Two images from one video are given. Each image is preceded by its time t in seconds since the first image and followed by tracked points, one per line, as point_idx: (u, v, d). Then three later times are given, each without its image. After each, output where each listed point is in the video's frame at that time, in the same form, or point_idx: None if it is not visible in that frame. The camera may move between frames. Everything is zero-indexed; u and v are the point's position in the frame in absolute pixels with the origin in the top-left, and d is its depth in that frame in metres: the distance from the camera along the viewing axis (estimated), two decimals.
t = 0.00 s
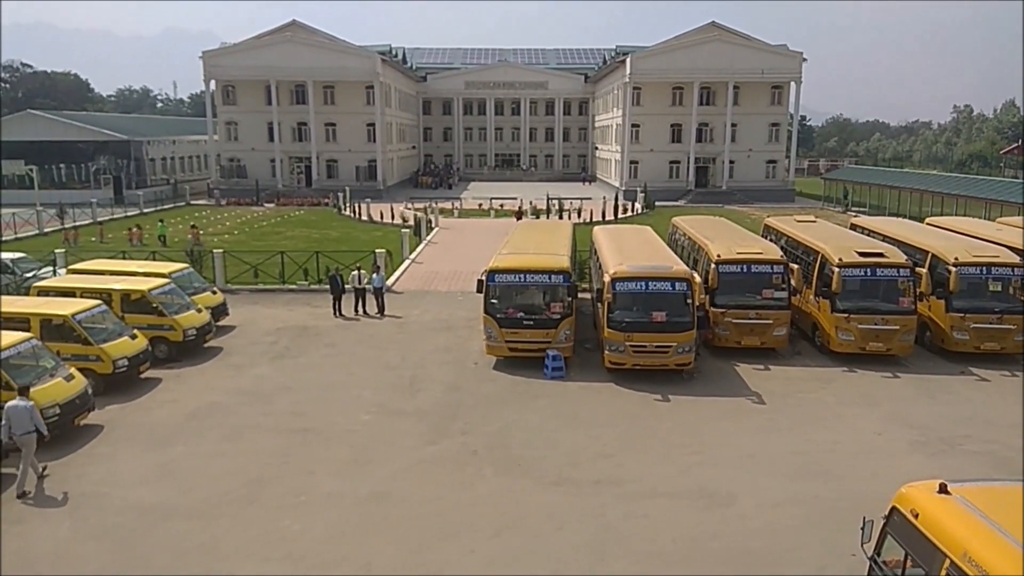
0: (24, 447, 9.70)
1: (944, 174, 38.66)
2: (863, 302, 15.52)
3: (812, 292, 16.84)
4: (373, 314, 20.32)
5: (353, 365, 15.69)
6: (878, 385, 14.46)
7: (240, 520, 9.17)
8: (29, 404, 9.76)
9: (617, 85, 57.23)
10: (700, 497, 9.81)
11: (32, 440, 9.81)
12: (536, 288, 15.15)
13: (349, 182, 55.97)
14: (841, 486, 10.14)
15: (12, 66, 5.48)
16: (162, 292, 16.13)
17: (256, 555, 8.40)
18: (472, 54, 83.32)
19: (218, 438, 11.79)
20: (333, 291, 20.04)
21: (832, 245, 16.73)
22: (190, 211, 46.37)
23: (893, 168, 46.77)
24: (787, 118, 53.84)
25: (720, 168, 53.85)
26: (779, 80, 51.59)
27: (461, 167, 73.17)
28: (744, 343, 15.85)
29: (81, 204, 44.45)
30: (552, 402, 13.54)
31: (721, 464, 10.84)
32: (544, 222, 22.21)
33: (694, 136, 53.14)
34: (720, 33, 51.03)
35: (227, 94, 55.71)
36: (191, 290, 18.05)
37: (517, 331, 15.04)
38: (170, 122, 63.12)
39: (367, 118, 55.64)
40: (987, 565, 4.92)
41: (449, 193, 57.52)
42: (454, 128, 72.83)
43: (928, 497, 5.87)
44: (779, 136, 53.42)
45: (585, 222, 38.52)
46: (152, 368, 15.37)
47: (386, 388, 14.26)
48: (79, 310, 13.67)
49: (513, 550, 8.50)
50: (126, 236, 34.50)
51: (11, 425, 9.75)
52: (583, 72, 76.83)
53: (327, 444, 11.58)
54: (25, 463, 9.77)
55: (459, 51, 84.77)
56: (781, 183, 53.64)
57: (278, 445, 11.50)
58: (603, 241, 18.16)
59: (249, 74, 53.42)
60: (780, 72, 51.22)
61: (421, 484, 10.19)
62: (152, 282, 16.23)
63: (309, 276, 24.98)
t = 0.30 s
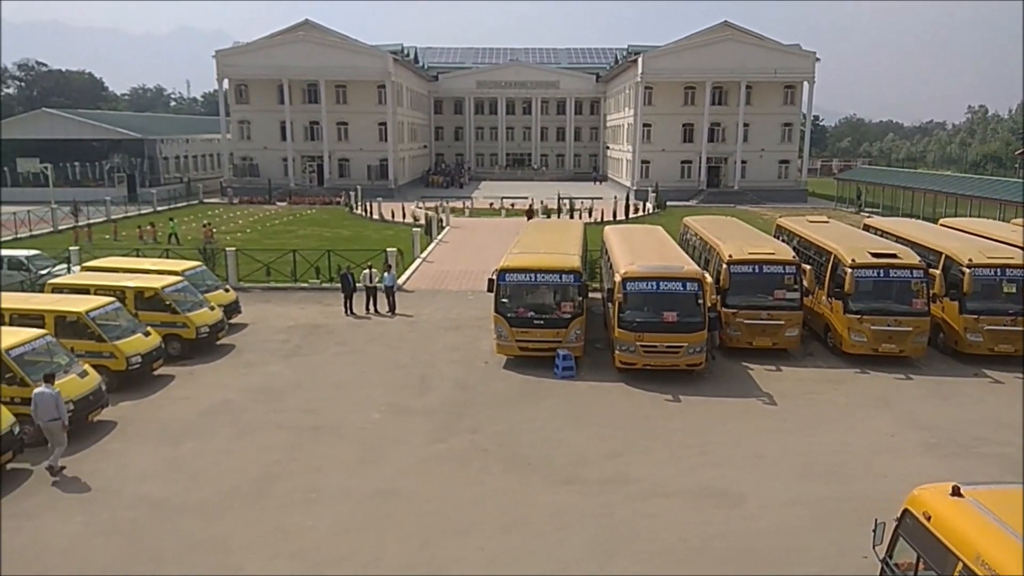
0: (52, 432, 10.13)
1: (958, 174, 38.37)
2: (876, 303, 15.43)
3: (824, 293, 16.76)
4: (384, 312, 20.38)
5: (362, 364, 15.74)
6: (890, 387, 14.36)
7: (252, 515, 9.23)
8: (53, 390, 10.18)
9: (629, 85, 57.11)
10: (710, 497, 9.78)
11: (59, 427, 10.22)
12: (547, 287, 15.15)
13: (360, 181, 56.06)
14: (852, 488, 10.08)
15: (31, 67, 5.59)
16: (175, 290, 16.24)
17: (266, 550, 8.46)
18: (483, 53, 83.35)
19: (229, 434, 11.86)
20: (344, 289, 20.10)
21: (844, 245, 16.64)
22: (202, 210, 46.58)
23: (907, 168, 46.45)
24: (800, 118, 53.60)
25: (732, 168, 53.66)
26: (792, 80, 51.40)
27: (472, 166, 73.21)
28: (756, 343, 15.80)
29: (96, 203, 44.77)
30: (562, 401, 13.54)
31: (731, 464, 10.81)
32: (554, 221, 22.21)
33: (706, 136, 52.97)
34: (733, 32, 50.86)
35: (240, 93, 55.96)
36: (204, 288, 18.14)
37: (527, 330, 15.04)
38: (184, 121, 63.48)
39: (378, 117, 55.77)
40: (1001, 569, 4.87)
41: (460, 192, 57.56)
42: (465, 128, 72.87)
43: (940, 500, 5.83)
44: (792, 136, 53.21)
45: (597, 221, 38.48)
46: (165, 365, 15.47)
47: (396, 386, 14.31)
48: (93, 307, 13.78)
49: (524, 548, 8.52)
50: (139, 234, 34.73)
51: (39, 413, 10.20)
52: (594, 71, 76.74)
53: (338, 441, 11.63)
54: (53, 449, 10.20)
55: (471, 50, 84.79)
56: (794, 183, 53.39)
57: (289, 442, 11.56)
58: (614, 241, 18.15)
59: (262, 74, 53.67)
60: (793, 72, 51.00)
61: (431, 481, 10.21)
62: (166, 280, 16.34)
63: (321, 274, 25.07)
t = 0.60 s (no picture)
0: (127, 414, 10.78)
1: None
2: (941, 311, 14.92)
3: (886, 300, 16.27)
4: (437, 310, 20.52)
5: (415, 361, 15.89)
6: (955, 398, 13.88)
7: (305, 508, 9.39)
8: (134, 376, 10.77)
9: (687, 85, 56.41)
10: (764, 506, 9.58)
11: (133, 408, 10.87)
12: (599, 289, 15.06)
13: (416, 180, 56.63)
14: (913, 501, 9.76)
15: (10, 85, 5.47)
16: (236, 284, 16.63)
17: (319, 542, 8.58)
18: (539, 53, 83.33)
19: (285, 427, 12.08)
20: (398, 287, 20.32)
21: (909, 252, 16.13)
22: (262, 206, 47.69)
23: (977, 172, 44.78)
24: (864, 120, 52.18)
25: (792, 170, 52.52)
26: (856, 81, 50.08)
27: (526, 166, 73.26)
28: (813, 351, 15.43)
29: (162, 199, 46.22)
30: (613, 403, 13.42)
31: (786, 474, 10.57)
32: (608, 223, 22.04)
33: (765, 138, 51.96)
34: (795, 31, 49.78)
35: (301, 92, 57.07)
36: (264, 283, 18.54)
37: (578, 332, 14.97)
38: (246, 120, 65.06)
39: (434, 117, 56.27)
40: None
41: (514, 192, 57.63)
42: (520, 128, 72.97)
43: (1006, 518, 5.59)
44: (855, 138, 51.81)
45: (651, 223, 38.12)
46: (224, 357, 15.86)
47: (447, 384, 14.40)
48: (158, 299, 14.21)
49: (572, 550, 8.47)
50: (201, 229, 35.70)
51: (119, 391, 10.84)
52: (652, 71, 76.05)
53: (390, 437, 11.76)
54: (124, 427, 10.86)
55: (527, 51, 84.90)
56: (857, 187, 51.98)
57: (342, 436, 11.73)
58: (668, 243, 17.94)
59: (323, 74, 54.67)
60: (857, 72, 49.70)
61: (481, 480, 10.23)
62: (227, 274, 16.74)
63: (375, 272, 25.40)
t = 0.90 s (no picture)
0: (180, 404, 11.27)
1: None
2: (982, 324, 14.57)
3: (925, 312, 15.92)
4: (467, 317, 20.58)
5: (445, 366, 15.93)
6: (995, 414, 13.52)
7: (334, 509, 9.46)
8: (185, 368, 11.27)
9: (722, 93, 55.97)
10: (797, 519, 9.40)
11: (185, 399, 11.37)
12: (630, 297, 14.96)
13: (448, 187, 56.93)
14: (952, 518, 9.50)
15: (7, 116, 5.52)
16: (271, 288, 16.82)
17: (347, 543, 8.64)
18: (574, 61, 83.34)
19: (315, 430, 12.18)
20: (430, 293, 20.41)
21: (948, 263, 15.78)
22: (297, 212, 48.31)
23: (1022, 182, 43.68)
24: (904, 128, 51.27)
25: (829, 179, 51.75)
26: (896, 89, 49.29)
27: (559, 174, 73.22)
28: (849, 362, 15.16)
29: (201, 205, 47.05)
30: (643, 412, 13.32)
31: (820, 487, 10.36)
32: (641, 231, 21.91)
33: (802, 146, 51.30)
34: (834, 39, 49.13)
35: (337, 100, 57.71)
36: (298, 288, 18.73)
37: (609, 340, 14.87)
38: (283, 127, 65.99)
39: (468, 124, 56.54)
40: None
41: (546, 200, 57.60)
42: (553, 135, 72.96)
43: None
44: (895, 146, 50.92)
45: (684, 231, 37.81)
46: (259, 360, 16.05)
47: (477, 390, 14.39)
48: (195, 302, 14.43)
49: (600, 559, 8.39)
50: (238, 233, 36.23)
51: (170, 383, 11.35)
52: (686, 79, 75.63)
53: (419, 442, 11.78)
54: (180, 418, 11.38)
55: (561, 59, 84.96)
56: (896, 196, 51.03)
57: (371, 440, 11.80)
58: (701, 252, 17.76)
59: (359, 82, 55.28)
60: (897, 81, 48.94)
61: (508, 486, 10.21)
62: (263, 279, 16.96)
63: (408, 277, 25.56)
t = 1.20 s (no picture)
0: (213, 399, 11.49)
1: None
2: (1010, 329, 14.33)
3: (952, 316, 15.69)
4: (488, 319, 20.60)
5: (466, 368, 15.95)
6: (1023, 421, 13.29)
7: (356, 509, 9.49)
8: (219, 364, 11.59)
9: (746, 95, 55.58)
10: (820, 526, 9.31)
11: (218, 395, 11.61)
12: (652, 300, 14.89)
13: (470, 189, 57.02)
14: (978, 525, 9.36)
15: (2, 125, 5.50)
16: (294, 289, 16.95)
17: (368, 544, 8.66)
18: (596, 63, 83.20)
19: (337, 430, 12.25)
20: (450, 294, 20.46)
21: (976, 267, 15.55)
22: (320, 213, 48.61)
23: None
24: (931, 131, 50.61)
25: (855, 181, 51.16)
26: (922, 92, 48.70)
27: (580, 176, 73.07)
28: (875, 367, 15.00)
29: (226, 207, 47.52)
30: (665, 416, 13.25)
31: (842, 493, 10.24)
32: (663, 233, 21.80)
33: (827, 148, 50.79)
34: (859, 41, 48.61)
35: (360, 103, 58.04)
36: (321, 289, 18.83)
37: (631, 343, 14.81)
38: (306, 130, 66.52)
39: (490, 126, 56.62)
40: None
41: (567, 202, 57.50)
42: (575, 138, 72.87)
43: None
44: (922, 149, 50.28)
45: (706, 234, 37.58)
46: (282, 360, 16.18)
47: (497, 392, 14.40)
48: (220, 303, 14.58)
49: (620, 563, 8.35)
50: (261, 235, 36.55)
51: (204, 379, 11.60)
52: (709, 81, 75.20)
53: (439, 443, 11.81)
54: (213, 414, 11.61)
55: (583, 61, 84.86)
56: (922, 199, 50.36)
57: (392, 441, 11.85)
58: (724, 255, 17.65)
59: (381, 85, 55.57)
60: (924, 83, 48.35)
61: (528, 488, 10.20)
62: (286, 280, 17.09)
63: (428, 279, 25.65)
